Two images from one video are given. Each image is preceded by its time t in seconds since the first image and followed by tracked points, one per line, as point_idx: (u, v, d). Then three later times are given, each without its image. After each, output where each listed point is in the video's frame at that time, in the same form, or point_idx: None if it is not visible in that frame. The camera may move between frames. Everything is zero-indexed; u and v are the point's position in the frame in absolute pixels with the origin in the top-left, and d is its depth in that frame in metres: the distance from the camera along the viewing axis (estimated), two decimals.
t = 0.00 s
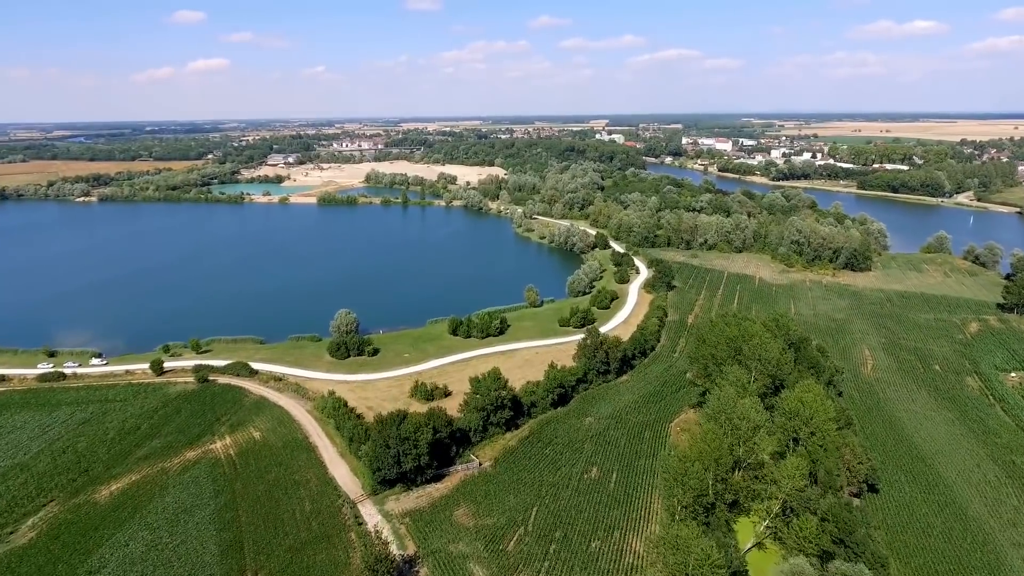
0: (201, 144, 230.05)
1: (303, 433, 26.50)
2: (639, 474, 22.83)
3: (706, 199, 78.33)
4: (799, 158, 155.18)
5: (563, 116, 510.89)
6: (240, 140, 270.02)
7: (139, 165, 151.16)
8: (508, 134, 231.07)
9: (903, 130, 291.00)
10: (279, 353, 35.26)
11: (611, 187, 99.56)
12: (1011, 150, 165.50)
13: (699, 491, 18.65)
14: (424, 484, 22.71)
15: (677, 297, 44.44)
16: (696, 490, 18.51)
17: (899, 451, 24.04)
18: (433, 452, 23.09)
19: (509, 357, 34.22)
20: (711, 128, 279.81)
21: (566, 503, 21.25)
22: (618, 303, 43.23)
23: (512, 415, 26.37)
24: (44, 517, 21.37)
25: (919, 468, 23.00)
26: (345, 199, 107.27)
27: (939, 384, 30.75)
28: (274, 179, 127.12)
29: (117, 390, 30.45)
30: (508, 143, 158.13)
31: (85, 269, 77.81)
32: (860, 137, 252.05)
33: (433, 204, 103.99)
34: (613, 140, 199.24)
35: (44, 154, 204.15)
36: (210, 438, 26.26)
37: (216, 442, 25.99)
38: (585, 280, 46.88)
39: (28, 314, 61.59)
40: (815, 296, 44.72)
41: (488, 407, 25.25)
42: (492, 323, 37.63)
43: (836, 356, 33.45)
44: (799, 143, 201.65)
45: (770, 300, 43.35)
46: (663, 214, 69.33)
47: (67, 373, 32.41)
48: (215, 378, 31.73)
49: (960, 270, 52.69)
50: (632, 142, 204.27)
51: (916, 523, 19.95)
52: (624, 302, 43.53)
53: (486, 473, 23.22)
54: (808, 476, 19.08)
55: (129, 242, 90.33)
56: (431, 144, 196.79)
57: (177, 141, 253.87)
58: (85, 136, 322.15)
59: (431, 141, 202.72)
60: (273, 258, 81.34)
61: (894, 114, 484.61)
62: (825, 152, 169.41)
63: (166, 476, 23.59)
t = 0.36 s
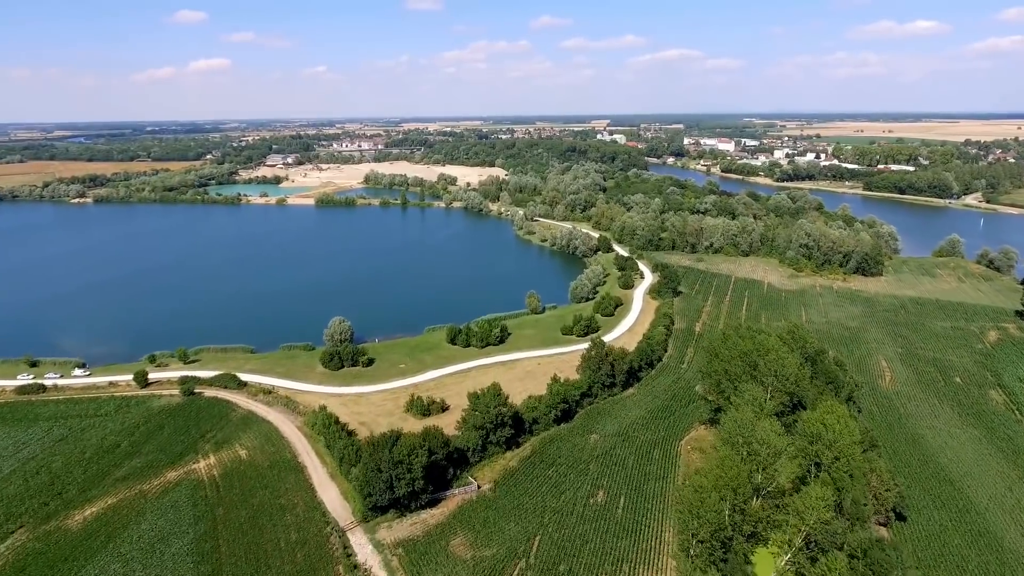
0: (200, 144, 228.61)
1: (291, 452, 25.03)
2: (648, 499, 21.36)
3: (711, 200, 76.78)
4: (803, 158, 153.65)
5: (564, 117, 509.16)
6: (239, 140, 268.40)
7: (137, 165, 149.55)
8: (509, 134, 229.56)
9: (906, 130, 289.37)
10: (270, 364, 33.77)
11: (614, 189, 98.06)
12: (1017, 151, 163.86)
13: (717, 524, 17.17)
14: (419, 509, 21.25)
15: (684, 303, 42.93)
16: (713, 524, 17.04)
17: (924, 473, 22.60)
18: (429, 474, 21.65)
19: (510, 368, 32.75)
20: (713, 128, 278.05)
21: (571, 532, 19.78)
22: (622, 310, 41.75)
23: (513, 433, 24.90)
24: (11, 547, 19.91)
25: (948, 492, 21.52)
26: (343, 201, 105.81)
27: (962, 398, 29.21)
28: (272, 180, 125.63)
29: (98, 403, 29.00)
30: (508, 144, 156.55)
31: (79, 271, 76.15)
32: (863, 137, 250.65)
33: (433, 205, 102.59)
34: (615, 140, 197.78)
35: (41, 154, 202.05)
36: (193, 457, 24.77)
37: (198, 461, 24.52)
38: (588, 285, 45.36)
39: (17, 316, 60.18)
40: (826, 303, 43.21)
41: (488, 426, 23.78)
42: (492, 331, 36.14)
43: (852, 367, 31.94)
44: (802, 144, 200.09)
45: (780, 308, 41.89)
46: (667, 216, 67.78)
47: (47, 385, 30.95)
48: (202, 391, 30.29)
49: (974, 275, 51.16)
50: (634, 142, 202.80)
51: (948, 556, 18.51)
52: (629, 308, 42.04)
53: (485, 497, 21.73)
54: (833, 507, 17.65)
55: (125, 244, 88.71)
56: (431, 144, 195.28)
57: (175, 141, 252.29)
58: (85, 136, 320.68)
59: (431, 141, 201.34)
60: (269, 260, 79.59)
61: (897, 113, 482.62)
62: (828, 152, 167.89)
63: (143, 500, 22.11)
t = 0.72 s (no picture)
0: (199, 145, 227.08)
1: (278, 473, 23.53)
2: (660, 529, 19.85)
3: (716, 201, 75.18)
4: (807, 158, 152.02)
5: (565, 116, 508.12)
6: (238, 140, 267.09)
7: (134, 166, 148.08)
8: (510, 134, 227.99)
9: (909, 130, 287.59)
10: (260, 375, 32.29)
11: (616, 190, 96.47)
12: None
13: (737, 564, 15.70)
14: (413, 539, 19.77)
15: (691, 310, 41.42)
16: (734, 565, 15.62)
17: (954, 498, 21.12)
18: (423, 501, 20.19)
19: (511, 380, 31.27)
20: (715, 128, 276.21)
21: (577, 566, 18.31)
22: (627, 317, 40.25)
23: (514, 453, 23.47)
24: None
25: (982, 521, 19.99)
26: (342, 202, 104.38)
27: (988, 413, 27.61)
28: (270, 181, 124.13)
29: (78, 419, 27.54)
30: (509, 144, 155.04)
31: (73, 274, 74.49)
32: (866, 137, 249.28)
33: (432, 207, 101.16)
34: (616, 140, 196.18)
35: (38, 155, 200.45)
36: (173, 479, 23.32)
37: (180, 484, 23.07)
38: (592, 291, 43.85)
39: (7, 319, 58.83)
40: (838, 310, 41.67)
41: (487, 447, 22.32)
42: (492, 340, 34.68)
43: (871, 379, 30.34)
44: (806, 144, 198.60)
45: (791, 316, 40.36)
46: (672, 219, 66.22)
47: (25, 399, 29.52)
48: (187, 406, 28.84)
49: (989, 279, 49.54)
50: (636, 142, 201.23)
51: None
52: (634, 315, 40.57)
53: (484, 526, 20.23)
54: (864, 544, 16.20)
55: (120, 247, 87.11)
56: (431, 144, 193.81)
57: (172, 142, 250.85)
58: (84, 137, 319.35)
59: (431, 141, 199.93)
60: (267, 263, 77.90)
61: (900, 113, 480.53)
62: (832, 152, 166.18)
63: (118, 528, 20.64)
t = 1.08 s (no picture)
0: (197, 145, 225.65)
1: (262, 499, 22.02)
2: (673, 565, 18.26)
3: (721, 203, 73.62)
4: (811, 159, 150.41)
5: (566, 116, 506.71)
6: (238, 141, 265.72)
7: (130, 167, 146.09)
8: (511, 134, 226.55)
9: (912, 130, 285.75)
10: (248, 389, 30.80)
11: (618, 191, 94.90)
12: None
13: None
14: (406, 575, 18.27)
15: (698, 318, 39.90)
16: None
17: (990, 530, 19.52)
18: (417, 534, 18.67)
19: (511, 395, 29.71)
20: (717, 129, 274.52)
21: None
22: (633, 326, 38.70)
23: (515, 478, 21.97)
24: None
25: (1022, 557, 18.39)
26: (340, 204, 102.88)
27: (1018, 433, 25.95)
28: (268, 182, 122.63)
29: (53, 437, 26.07)
30: (510, 144, 153.50)
31: (66, 277, 72.97)
32: (869, 137, 248.05)
33: (432, 208, 99.65)
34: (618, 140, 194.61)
35: (35, 155, 199.00)
36: (150, 505, 21.81)
37: (157, 510, 21.58)
38: (595, 298, 42.33)
39: None
40: (852, 318, 40.05)
41: (486, 472, 20.81)
42: (491, 351, 33.12)
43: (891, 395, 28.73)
44: (809, 144, 197.10)
45: (803, 325, 38.76)
46: (676, 222, 64.63)
47: None
48: (170, 423, 27.33)
49: (1006, 285, 47.99)
50: (637, 142, 199.65)
51: None
52: (639, 324, 39.03)
53: (482, 560, 18.71)
54: None
55: (114, 250, 85.54)
56: (431, 144, 192.38)
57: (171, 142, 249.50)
58: (83, 138, 318.07)
59: (432, 141, 198.56)
60: (264, 265, 76.26)
61: (902, 113, 478.91)
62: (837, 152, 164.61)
63: (87, 561, 19.14)
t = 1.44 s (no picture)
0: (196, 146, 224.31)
1: (245, 528, 20.55)
2: None
3: (726, 205, 72.11)
4: (815, 159, 148.85)
5: (567, 116, 505.67)
6: (238, 141, 264.62)
7: (127, 168, 144.77)
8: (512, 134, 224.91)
9: (915, 130, 284.03)
10: (236, 404, 29.30)
11: (621, 193, 93.37)
12: None
13: None
14: None
15: (706, 327, 38.38)
16: None
17: None
18: (410, 572, 17.23)
19: (512, 410, 28.26)
20: (719, 129, 273.01)
21: None
22: (638, 335, 37.22)
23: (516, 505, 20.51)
24: None
25: None
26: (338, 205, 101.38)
27: None
28: (266, 183, 121.27)
29: (27, 457, 24.63)
30: (510, 144, 152.10)
31: (60, 278, 71.65)
32: (872, 137, 246.71)
33: (431, 210, 98.22)
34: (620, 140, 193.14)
35: (33, 156, 197.72)
36: (125, 534, 20.37)
37: (132, 540, 20.14)
38: (599, 306, 40.79)
39: None
40: (866, 326, 38.52)
41: (485, 501, 19.33)
42: (491, 363, 31.60)
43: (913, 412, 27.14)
44: (812, 145, 195.62)
45: (814, 333, 37.29)
46: (681, 225, 63.19)
47: None
48: (151, 442, 25.85)
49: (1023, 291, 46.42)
50: (639, 143, 198.18)
51: None
52: (645, 333, 37.51)
53: None
54: None
55: (109, 252, 84.09)
56: (431, 145, 191.03)
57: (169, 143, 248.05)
58: (83, 138, 317.11)
59: (432, 142, 197.14)
60: (261, 268, 74.83)
61: (906, 113, 476.91)
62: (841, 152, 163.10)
63: None
